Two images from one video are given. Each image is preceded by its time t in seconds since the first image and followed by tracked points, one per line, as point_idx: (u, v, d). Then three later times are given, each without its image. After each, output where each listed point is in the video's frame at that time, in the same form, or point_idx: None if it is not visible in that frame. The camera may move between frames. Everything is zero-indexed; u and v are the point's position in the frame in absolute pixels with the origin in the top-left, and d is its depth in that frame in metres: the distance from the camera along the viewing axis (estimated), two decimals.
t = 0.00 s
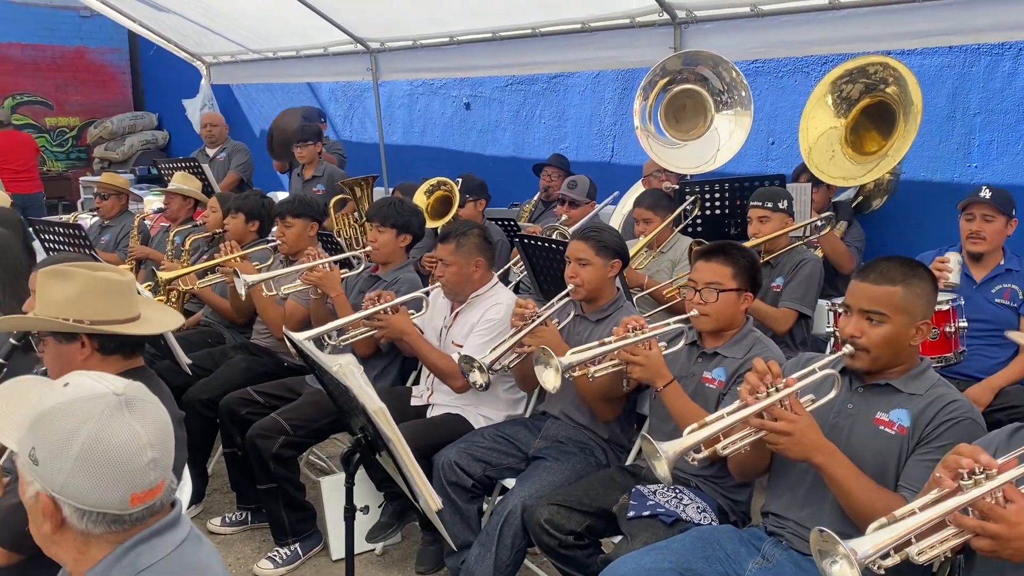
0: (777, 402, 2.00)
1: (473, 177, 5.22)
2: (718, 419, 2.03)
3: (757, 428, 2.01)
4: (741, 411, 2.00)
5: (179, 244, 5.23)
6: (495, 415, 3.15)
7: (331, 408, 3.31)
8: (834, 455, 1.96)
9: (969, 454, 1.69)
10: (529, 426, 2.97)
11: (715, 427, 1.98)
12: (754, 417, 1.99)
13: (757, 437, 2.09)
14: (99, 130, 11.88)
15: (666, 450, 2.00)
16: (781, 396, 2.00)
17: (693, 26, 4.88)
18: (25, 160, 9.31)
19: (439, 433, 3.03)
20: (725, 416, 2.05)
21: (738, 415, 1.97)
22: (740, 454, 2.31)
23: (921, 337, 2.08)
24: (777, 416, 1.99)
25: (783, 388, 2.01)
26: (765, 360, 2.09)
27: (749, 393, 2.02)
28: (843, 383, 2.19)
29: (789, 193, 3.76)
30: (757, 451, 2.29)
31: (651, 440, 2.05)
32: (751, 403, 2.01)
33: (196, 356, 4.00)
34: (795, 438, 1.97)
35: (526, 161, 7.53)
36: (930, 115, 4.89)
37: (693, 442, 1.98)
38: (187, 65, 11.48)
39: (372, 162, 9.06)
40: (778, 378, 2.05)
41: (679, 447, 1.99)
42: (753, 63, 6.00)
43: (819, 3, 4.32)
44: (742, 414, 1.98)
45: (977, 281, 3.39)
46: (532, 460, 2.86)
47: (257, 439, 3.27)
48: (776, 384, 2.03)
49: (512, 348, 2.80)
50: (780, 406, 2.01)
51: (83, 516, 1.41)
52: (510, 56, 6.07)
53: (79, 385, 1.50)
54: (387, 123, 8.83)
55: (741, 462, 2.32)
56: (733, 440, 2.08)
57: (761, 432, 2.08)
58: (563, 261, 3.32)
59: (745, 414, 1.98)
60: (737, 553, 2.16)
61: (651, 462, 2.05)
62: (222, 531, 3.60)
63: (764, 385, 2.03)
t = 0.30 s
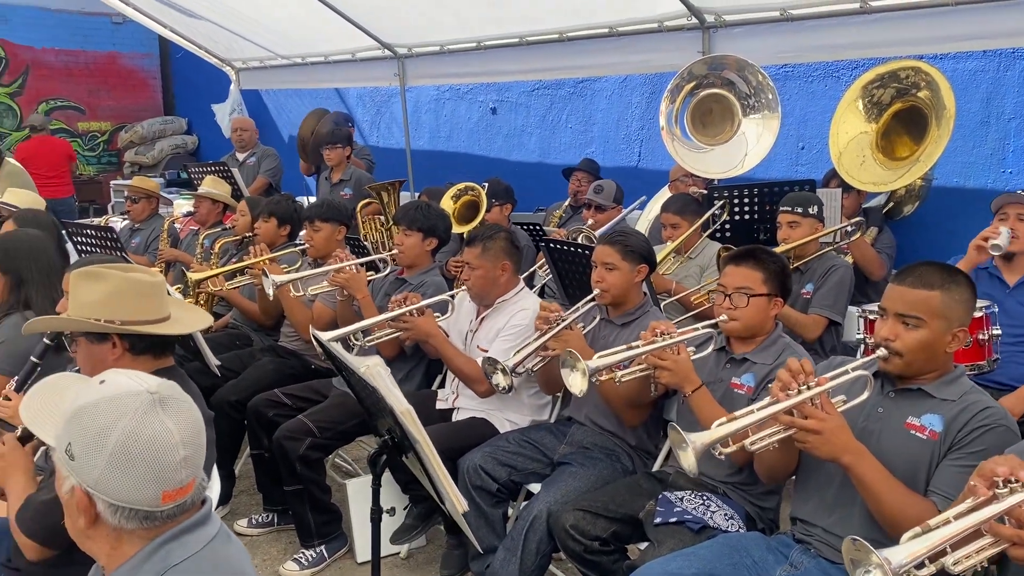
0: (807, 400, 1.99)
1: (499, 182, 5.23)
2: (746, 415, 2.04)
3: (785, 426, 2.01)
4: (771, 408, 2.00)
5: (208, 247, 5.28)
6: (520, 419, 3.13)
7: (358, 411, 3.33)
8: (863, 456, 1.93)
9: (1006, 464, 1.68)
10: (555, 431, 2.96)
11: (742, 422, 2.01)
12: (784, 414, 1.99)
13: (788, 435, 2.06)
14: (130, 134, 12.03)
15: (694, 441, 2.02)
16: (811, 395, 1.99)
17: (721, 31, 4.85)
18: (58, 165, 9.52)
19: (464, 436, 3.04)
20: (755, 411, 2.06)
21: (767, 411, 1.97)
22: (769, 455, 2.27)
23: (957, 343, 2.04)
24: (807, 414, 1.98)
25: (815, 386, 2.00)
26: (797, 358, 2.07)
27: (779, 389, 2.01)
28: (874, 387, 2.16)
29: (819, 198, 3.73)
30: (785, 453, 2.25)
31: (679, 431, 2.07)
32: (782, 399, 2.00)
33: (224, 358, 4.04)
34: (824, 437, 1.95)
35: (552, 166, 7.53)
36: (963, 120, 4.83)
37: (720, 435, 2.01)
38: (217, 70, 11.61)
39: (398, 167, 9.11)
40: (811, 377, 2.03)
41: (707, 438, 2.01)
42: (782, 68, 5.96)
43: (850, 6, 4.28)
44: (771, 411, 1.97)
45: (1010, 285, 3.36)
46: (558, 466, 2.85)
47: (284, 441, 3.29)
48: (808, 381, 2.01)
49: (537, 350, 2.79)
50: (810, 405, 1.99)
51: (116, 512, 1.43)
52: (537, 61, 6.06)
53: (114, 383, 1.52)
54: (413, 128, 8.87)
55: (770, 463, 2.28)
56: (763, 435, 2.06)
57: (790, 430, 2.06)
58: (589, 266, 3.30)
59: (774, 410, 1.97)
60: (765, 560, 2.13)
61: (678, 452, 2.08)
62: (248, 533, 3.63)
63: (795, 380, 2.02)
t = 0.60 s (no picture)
0: (834, 407, 1.97)
1: (526, 187, 5.24)
2: (772, 421, 2.03)
3: (811, 433, 2.00)
4: (797, 415, 1.98)
5: (239, 251, 5.35)
6: (545, 424, 3.13)
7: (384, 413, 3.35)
8: (890, 464, 1.92)
9: None
10: (580, 436, 2.97)
11: (768, 428, 1.99)
12: (810, 421, 1.97)
13: (814, 442, 2.04)
14: (163, 139, 12.22)
15: (719, 446, 2.01)
16: (839, 401, 1.97)
17: (750, 36, 4.83)
18: (97, 170, 9.71)
19: (489, 439, 3.05)
20: (781, 418, 2.05)
21: (794, 417, 1.96)
22: (796, 463, 2.25)
23: (988, 351, 2.02)
24: (834, 422, 1.96)
25: (842, 394, 1.99)
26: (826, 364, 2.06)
27: (805, 396, 2.00)
28: (903, 396, 2.13)
29: (848, 204, 3.69)
30: (813, 461, 2.23)
31: (704, 437, 2.06)
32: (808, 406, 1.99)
33: (253, 360, 4.09)
34: (851, 444, 1.94)
35: (579, 171, 7.53)
36: (996, 125, 4.76)
37: (747, 441, 1.99)
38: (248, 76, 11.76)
39: (426, 172, 9.16)
40: (838, 385, 2.02)
41: (733, 444, 2.00)
42: (811, 73, 5.92)
43: (881, 11, 4.25)
44: (798, 417, 1.96)
45: None
46: (582, 471, 2.85)
47: (311, 442, 3.32)
48: (835, 390, 2.00)
49: (562, 354, 2.80)
50: (837, 412, 1.98)
51: (145, 510, 1.45)
52: (565, 66, 6.07)
53: (144, 383, 1.55)
54: (441, 134, 8.92)
55: (796, 470, 2.25)
56: (789, 442, 2.05)
57: (816, 438, 2.05)
58: (616, 271, 3.31)
59: (800, 417, 1.96)
60: (790, 568, 2.12)
61: (703, 458, 2.06)
62: (275, 534, 3.66)
63: (823, 388, 2.01)
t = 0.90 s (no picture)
0: (865, 416, 1.96)
1: (554, 192, 5.25)
2: (802, 431, 2.03)
3: (842, 442, 1.99)
4: (827, 424, 1.97)
5: (270, 254, 5.42)
6: (573, 429, 3.14)
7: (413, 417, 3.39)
8: (923, 474, 1.90)
9: None
10: (608, 442, 2.97)
11: (798, 438, 1.98)
12: (840, 430, 1.96)
13: (844, 451, 2.04)
14: (196, 144, 12.41)
15: (748, 456, 2.01)
16: (870, 411, 1.96)
17: (781, 41, 4.82)
18: (138, 174, 9.91)
19: (517, 444, 3.06)
20: (811, 427, 2.03)
21: (824, 426, 1.94)
22: (826, 473, 2.23)
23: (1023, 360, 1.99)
24: (865, 431, 1.95)
25: (873, 403, 1.97)
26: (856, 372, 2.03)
27: (836, 405, 1.98)
28: (935, 406, 2.11)
29: (880, 210, 3.65)
30: (844, 470, 2.21)
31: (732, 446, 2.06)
32: (838, 416, 1.97)
33: (284, 362, 4.14)
34: (882, 454, 1.93)
35: (608, 176, 7.53)
36: None
37: (775, 451, 1.99)
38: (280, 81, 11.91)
39: (455, 177, 9.20)
40: (869, 393, 2.00)
41: (761, 453, 2.00)
42: (842, 78, 5.87)
43: (915, 15, 4.21)
44: (827, 426, 1.94)
45: None
46: (610, 476, 2.85)
47: (340, 445, 3.35)
48: (866, 398, 1.98)
49: (591, 360, 2.81)
50: (867, 422, 1.97)
51: (182, 509, 1.49)
52: (594, 72, 6.06)
53: (182, 384, 1.58)
54: (470, 139, 8.97)
55: (827, 480, 2.24)
56: (818, 451, 2.04)
57: (846, 447, 2.04)
58: (645, 277, 3.30)
59: (830, 426, 1.95)
60: None
61: (731, 468, 2.06)
62: (304, 535, 3.70)
63: (853, 397, 1.98)
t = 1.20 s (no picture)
0: (897, 425, 1.95)
1: (582, 196, 5.25)
2: (832, 439, 2.02)
3: (873, 451, 1.98)
4: (858, 432, 1.96)
5: (299, 257, 5.47)
6: (600, 434, 3.14)
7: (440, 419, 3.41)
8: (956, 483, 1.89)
9: None
10: (636, 446, 2.97)
11: (829, 446, 1.98)
12: (872, 439, 1.95)
13: (876, 459, 2.02)
14: (225, 147, 12.55)
15: (778, 464, 2.01)
16: (902, 419, 1.95)
17: (811, 44, 4.78)
18: (173, 176, 10.12)
19: (545, 448, 3.06)
20: (842, 436, 2.03)
21: (854, 435, 1.94)
22: (858, 481, 2.21)
23: None
24: (897, 440, 1.94)
25: (905, 411, 1.96)
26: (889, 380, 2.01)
27: (867, 413, 1.97)
28: (969, 414, 2.09)
29: (913, 215, 3.61)
30: (875, 478, 2.19)
31: (762, 454, 2.06)
32: (870, 424, 1.96)
33: (313, 364, 4.18)
34: (915, 463, 1.92)
35: (635, 180, 7.51)
36: None
37: (806, 459, 1.99)
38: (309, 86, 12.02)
39: (482, 180, 9.23)
40: (901, 401, 1.99)
41: (792, 462, 2.00)
42: (873, 83, 5.81)
43: (948, 18, 4.16)
44: (858, 435, 1.94)
45: None
46: (638, 481, 2.84)
47: (368, 447, 3.37)
48: (898, 406, 1.97)
49: (619, 365, 2.81)
50: (900, 430, 1.96)
51: (218, 509, 1.51)
52: (621, 75, 6.04)
53: (218, 385, 1.60)
54: (497, 143, 8.99)
55: (857, 488, 2.22)
56: (851, 459, 2.03)
57: (877, 455, 2.03)
58: (673, 281, 3.30)
59: (861, 435, 1.94)
60: None
61: (761, 476, 2.07)
62: (332, 536, 3.73)
63: (885, 406, 1.97)
